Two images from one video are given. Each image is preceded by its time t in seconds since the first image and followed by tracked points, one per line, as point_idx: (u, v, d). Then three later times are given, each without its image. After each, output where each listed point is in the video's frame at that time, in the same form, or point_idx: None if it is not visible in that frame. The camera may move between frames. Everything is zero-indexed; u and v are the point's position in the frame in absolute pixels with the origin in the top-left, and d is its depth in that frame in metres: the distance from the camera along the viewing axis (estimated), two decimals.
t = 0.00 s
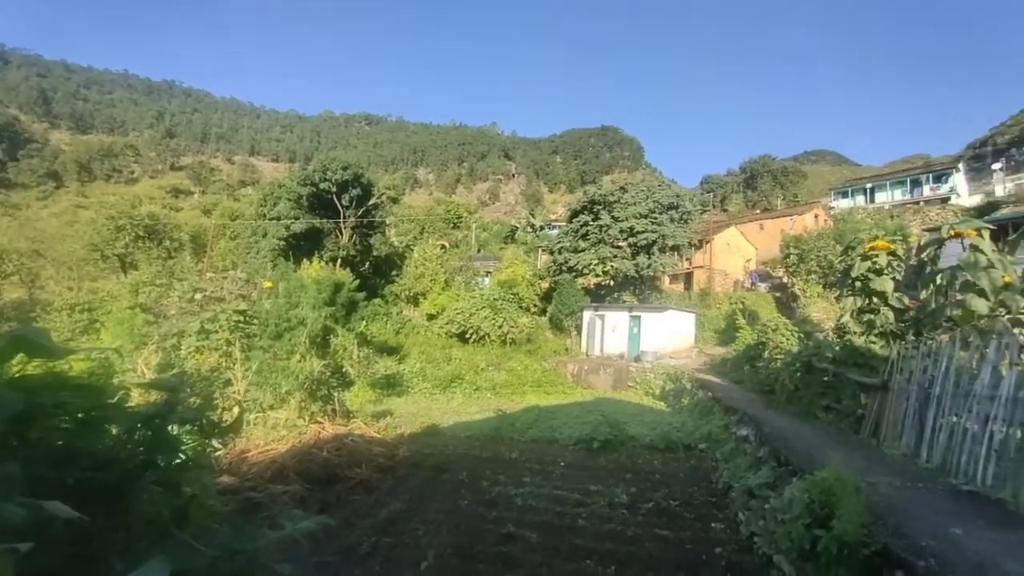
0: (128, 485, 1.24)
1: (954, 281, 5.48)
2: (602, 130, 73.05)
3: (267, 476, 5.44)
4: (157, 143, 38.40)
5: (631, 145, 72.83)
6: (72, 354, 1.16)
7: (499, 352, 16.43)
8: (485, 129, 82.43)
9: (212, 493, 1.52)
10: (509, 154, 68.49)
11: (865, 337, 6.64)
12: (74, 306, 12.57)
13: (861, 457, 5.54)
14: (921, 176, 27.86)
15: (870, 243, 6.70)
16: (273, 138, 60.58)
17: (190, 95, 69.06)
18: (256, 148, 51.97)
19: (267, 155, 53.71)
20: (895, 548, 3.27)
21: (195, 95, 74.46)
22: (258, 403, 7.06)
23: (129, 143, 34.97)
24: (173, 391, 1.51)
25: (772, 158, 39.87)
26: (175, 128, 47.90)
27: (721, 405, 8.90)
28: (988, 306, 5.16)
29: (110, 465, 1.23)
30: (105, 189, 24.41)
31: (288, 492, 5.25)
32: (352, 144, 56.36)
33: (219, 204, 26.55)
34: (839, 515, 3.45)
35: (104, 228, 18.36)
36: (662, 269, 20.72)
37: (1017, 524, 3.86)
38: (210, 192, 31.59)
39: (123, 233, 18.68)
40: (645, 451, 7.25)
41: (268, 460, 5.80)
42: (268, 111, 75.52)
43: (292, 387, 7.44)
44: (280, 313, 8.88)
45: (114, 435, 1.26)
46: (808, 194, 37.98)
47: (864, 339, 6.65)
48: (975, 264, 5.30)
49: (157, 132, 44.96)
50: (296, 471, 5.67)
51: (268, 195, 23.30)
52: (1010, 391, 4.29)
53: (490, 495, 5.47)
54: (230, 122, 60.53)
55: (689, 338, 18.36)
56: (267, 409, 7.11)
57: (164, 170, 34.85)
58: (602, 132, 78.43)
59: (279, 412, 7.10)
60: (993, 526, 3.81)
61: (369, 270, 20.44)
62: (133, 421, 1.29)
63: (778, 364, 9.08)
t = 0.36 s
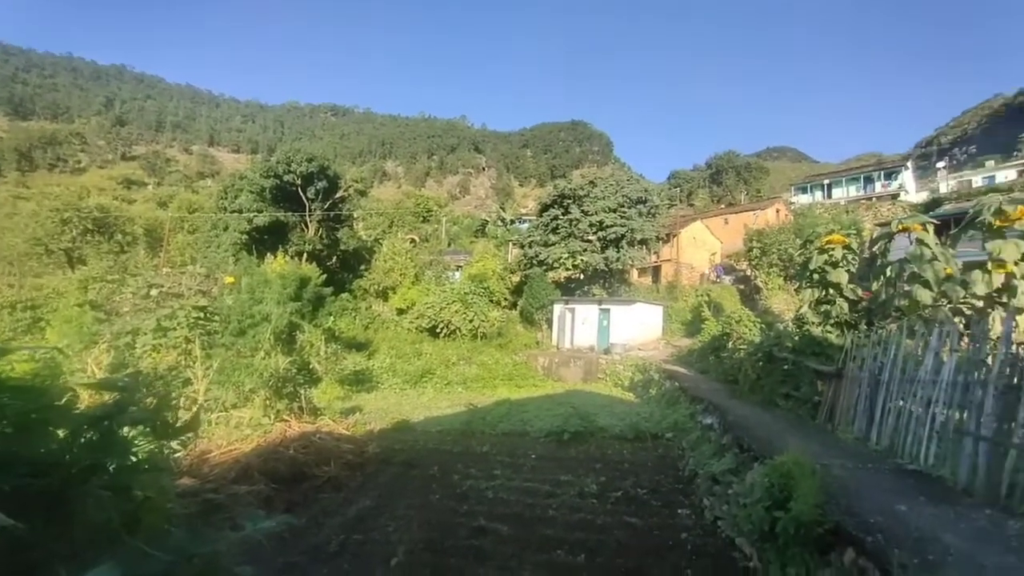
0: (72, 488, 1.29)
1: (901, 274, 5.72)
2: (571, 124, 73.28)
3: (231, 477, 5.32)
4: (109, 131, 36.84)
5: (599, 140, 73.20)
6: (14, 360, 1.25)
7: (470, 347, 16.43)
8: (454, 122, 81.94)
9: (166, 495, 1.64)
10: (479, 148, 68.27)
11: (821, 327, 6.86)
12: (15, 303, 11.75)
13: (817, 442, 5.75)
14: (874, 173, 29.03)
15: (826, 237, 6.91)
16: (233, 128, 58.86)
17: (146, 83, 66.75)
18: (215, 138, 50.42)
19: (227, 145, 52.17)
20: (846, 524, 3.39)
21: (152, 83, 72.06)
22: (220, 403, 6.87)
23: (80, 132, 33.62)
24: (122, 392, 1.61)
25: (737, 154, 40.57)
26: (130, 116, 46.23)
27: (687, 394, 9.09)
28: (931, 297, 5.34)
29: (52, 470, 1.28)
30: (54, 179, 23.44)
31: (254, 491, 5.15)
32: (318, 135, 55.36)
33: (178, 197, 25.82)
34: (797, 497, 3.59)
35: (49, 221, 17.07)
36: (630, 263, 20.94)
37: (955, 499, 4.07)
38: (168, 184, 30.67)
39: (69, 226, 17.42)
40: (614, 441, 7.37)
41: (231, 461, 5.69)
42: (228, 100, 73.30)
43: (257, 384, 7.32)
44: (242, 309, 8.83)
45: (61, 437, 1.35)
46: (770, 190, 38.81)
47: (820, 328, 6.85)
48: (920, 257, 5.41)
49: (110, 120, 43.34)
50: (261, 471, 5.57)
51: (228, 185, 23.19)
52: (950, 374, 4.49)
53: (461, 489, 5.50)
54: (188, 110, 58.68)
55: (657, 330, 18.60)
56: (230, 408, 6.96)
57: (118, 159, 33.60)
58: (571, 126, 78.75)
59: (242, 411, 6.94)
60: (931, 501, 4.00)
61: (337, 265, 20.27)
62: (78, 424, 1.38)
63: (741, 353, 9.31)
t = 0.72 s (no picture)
0: (33, 495, 1.33)
1: (868, 275, 5.84)
2: (550, 124, 73.41)
3: (202, 479, 5.16)
4: (73, 122, 35.80)
5: (579, 140, 73.44)
6: None
7: (449, 346, 16.37)
8: (433, 120, 81.51)
9: (135, 500, 1.70)
10: (458, 146, 68.05)
11: (794, 326, 6.97)
12: None
13: (788, 437, 5.88)
14: (844, 176, 29.80)
15: (798, 239, 7.04)
16: (205, 122, 57.69)
17: (114, 74, 64.98)
18: (185, 132, 49.39)
19: (197, 139, 51.10)
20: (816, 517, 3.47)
21: (120, 73, 70.17)
22: (191, 404, 6.58)
23: (43, 121, 32.53)
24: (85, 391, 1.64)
25: (713, 156, 41.04)
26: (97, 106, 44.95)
27: (664, 392, 9.19)
28: (895, 297, 5.47)
29: (15, 474, 1.32)
30: (16, 172, 22.71)
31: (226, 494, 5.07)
32: (294, 130, 54.59)
33: (146, 192, 25.23)
34: (768, 492, 3.65)
35: (9, 215, 16.52)
36: (609, 263, 21.06)
37: (917, 491, 4.20)
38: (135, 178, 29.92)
39: (28, 222, 16.86)
40: (592, 439, 7.43)
41: (202, 464, 5.55)
42: (199, 93, 71.86)
43: (229, 385, 7.22)
44: (215, 307, 8.60)
45: (20, 439, 1.37)
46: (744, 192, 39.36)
47: (791, 327, 6.99)
48: (886, 259, 5.56)
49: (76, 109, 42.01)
50: (235, 473, 5.47)
51: (200, 181, 23.39)
52: (911, 371, 4.64)
53: (439, 489, 5.50)
54: (158, 102, 57.28)
55: (635, 329, 18.75)
56: (202, 409, 6.71)
57: (83, 151, 32.65)
58: (550, 125, 78.89)
59: (214, 413, 6.73)
60: (894, 493, 4.13)
61: (313, 261, 19.80)
62: (37, 426, 1.40)
63: (716, 352, 9.46)
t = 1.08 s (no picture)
0: None
1: (840, 275, 5.95)
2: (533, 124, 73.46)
3: (175, 486, 5.13)
4: (38, 116, 34.83)
5: (561, 140, 73.60)
6: None
7: (431, 347, 16.30)
8: (414, 119, 81.09)
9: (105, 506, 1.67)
10: (439, 145, 67.77)
11: (769, 325, 7.09)
12: None
13: (765, 433, 5.97)
14: (817, 180, 30.42)
15: (773, 240, 7.13)
16: (178, 118, 56.64)
17: (84, 68, 63.38)
18: (156, 127, 48.44)
19: (170, 136, 50.17)
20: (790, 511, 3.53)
21: (91, 66, 68.42)
22: (163, 408, 6.51)
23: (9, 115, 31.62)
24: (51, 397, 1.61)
25: (693, 158, 41.42)
26: (67, 99, 43.78)
27: (645, 391, 9.26)
28: (866, 296, 5.52)
29: None
30: None
31: (200, 501, 4.94)
32: (272, 128, 53.84)
33: (119, 189, 24.72)
34: (745, 488, 3.71)
35: None
36: (590, 263, 21.15)
37: (884, 483, 4.31)
38: (106, 173, 29.22)
39: None
40: (574, 439, 7.47)
41: (176, 469, 5.51)
42: (172, 87, 70.49)
43: (203, 388, 7.08)
44: (189, 307, 8.41)
45: None
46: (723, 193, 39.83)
47: (768, 326, 7.07)
48: (857, 259, 5.68)
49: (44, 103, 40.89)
50: (209, 478, 5.39)
51: (173, 178, 22.82)
52: (880, 368, 4.76)
53: (420, 491, 5.49)
54: (130, 98, 56.03)
55: (616, 329, 18.88)
56: (175, 413, 6.59)
57: (51, 145, 31.80)
58: (532, 125, 78.98)
59: (188, 416, 6.61)
60: (864, 486, 4.23)
61: (291, 261, 19.78)
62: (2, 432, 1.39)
63: (694, 351, 9.56)
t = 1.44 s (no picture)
0: None
1: (811, 272, 6.03)
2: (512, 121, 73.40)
3: (146, 490, 5.01)
4: None
5: (540, 138, 73.68)
6: None
7: (411, 345, 16.23)
8: (392, 116, 80.46)
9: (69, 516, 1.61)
10: (419, 142, 67.35)
11: (745, 321, 7.19)
12: None
13: (740, 426, 6.08)
14: (791, 178, 30.90)
15: (747, 237, 7.18)
16: (147, 112, 55.38)
17: (48, 59, 61.48)
18: (124, 120, 47.35)
19: (139, 129, 49.07)
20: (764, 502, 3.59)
21: (55, 58, 66.38)
22: (132, 411, 6.41)
23: None
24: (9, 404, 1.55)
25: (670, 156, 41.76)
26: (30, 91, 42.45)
27: (624, 387, 9.34)
28: (837, 292, 5.62)
29: None
30: None
31: (172, 505, 4.81)
32: (247, 123, 52.96)
33: (86, 185, 24.11)
34: (720, 480, 3.77)
35: None
36: (570, 260, 21.23)
37: (853, 473, 4.42)
38: (71, 167, 28.40)
39: None
40: (554, 435, 7.52)
41: (146, 474, 5.41)
42: (141, 79, 68.87)
43: (175, 390, 6.99)
44: (159, 307, 8.11)
45: None
46: (699, 192, 40.27)
47: (743, 322, 7.19)
48: (828, 256, 5.76)
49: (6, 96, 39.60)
50: (181, 481, 5.29)
51: (141, 174, 22.78)
52: (849, 362, 4.88)
53: (401, 490, 5.48)
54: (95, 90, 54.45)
55: (595, 326, 19.00)
56: (145, 416, 6.51)
57: (14, 139, 30.83)
58: (511, 123, 79.01)
59: (158, 419, 6.50)
60: (834, 476, 4.33)
61: (267, 260, 19.80)
62: None
63: (672, 347, 9.68)
